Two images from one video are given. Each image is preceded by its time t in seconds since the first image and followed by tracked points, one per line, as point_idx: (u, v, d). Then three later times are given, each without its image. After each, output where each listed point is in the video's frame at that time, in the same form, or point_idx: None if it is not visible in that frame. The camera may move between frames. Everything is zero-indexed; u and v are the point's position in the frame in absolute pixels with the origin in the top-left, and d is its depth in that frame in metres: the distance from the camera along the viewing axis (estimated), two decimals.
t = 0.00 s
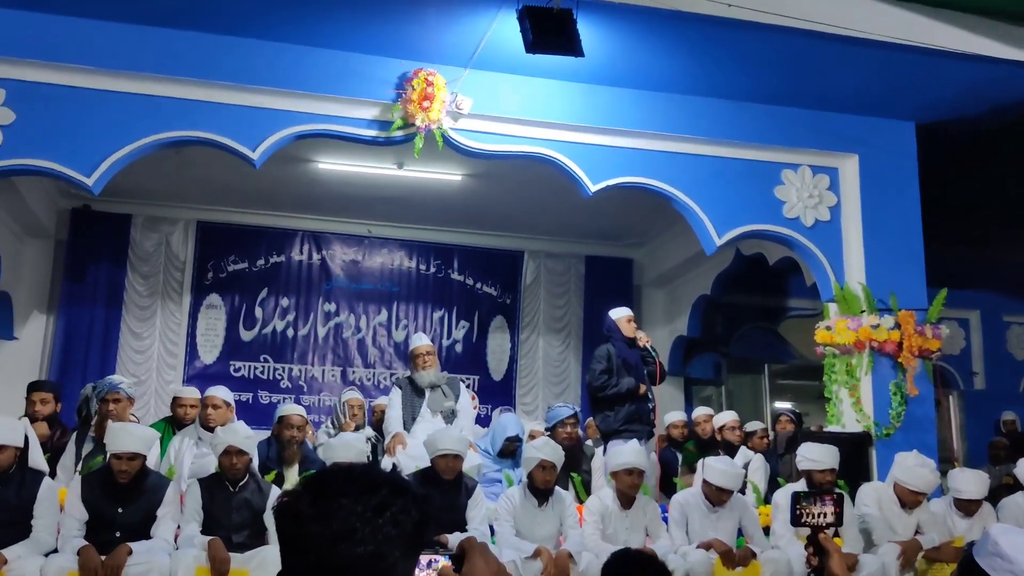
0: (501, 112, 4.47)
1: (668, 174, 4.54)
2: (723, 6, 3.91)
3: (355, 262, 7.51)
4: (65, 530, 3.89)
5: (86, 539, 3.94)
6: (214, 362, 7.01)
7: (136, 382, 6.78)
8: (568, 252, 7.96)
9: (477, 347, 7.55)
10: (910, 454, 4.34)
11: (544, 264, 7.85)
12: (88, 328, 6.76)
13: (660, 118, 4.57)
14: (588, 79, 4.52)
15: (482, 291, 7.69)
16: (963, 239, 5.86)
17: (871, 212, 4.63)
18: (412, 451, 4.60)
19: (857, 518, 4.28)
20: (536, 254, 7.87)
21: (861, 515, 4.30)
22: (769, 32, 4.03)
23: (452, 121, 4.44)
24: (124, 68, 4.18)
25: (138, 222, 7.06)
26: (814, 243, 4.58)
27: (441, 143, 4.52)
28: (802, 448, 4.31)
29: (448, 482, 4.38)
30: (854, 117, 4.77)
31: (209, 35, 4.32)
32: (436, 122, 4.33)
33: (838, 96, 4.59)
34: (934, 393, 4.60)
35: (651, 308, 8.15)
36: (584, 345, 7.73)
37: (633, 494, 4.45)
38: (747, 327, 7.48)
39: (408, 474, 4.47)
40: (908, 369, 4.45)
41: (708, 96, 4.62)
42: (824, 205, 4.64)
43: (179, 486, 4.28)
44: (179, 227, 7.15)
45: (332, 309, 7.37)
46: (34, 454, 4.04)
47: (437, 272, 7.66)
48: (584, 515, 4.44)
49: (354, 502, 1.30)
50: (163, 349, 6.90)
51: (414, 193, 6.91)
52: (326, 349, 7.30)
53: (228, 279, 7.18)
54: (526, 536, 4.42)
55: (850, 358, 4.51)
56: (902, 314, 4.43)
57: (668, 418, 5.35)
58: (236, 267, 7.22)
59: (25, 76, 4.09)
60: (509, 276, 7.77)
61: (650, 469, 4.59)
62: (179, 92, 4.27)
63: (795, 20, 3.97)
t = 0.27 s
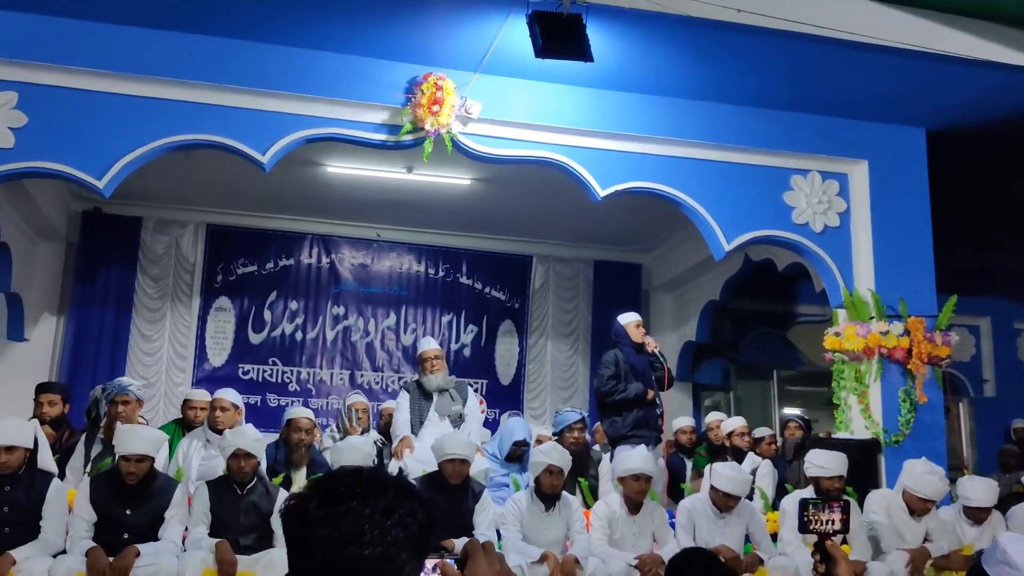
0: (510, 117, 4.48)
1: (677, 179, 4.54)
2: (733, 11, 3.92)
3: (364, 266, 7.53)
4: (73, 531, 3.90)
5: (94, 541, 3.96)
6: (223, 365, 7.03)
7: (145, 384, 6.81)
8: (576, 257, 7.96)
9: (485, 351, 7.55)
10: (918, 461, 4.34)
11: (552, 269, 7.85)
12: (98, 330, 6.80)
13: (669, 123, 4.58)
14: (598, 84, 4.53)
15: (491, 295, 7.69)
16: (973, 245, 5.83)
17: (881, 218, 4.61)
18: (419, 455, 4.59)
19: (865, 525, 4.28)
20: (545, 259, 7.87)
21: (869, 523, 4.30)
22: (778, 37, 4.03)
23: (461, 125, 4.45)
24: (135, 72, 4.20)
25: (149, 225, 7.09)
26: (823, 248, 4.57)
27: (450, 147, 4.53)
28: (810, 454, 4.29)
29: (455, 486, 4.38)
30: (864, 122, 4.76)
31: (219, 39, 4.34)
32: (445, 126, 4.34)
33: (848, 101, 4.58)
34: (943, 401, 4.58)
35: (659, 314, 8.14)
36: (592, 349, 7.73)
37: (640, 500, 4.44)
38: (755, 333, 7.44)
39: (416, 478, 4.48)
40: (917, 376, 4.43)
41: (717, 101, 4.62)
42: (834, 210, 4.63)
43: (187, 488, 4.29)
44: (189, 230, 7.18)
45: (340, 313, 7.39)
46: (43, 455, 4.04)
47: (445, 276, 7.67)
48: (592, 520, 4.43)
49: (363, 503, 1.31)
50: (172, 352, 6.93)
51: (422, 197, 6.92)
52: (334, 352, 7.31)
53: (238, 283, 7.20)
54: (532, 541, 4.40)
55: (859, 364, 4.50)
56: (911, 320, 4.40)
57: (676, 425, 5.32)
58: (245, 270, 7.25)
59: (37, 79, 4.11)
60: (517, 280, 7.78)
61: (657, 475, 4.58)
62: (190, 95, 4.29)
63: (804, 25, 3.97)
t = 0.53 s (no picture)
0: (517, 119, 4.48)
1: (685, 182, 4.53)
2: (740, 14, 3.92)
3: (370, 268, 7.54)
4: (80, 532, 3.90)
5: (101, 541, 3.97)
6: (230, 366, 7.05)
7: (152, 385, 6.82)
8: (583, 260, 7.96)
9: (491, 354, 7.56)
10: (925, 465, 4.34)
11: (559, 272, 7.85)
12: (106, 330, 6.80)
13: (676, 126, 4.57)
14: (605, 87, 4.53)
15: (497, 298, 7.69)
16: (980, 249, 5.81)
17: (888, 221, 4.59)
18: (425, 457, 4.58)
19: (872, 529, 4.25)
20: (552, 261, 7.87)
21: (876, 527, 4.28)
22: (785, 40, 4.03)
23: (468, 128, 4.46)
24: (143, 74, 4.22)
25: (156, 226, 7.11)
26: (830, 252, 4.55)
27: (457, 150, 4.54)
28: (817, 458, 4.29)
29: (461, 488, 4.38)
30: (871, 125, 4.75)
31: (227, 41, 4.36)
32: (452, 128, 4.36)
33: (855, 105, 4.57)
34: (950, 405, 4.57)
35: (666, 317, 8.13)
36: (598, 352, 7.72)
37: (646, 503, 4.44)
38: (762, 337, 7.43)
39: (421, 480, 4.47)
40: (924, 380, 4.44)
41: (724, 104, 4.61)
42: (841, 213, 4.61)
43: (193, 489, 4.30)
44: (197, 231, 7.20)
45: (347, 314, 7.39)
46: (50, 457, 4.12)
47: (452, 278, 7.67)
48: (597, 523, 4.42)
49: (368, 504, 1.33)
50: (180, 353, 6.94)
51: (429, 200, 6.94)
52: (340, 354, 7.32)
53: (244, 284, 7.21)
54: (538, 544, 4.40)
55: (866, 367, 4.48)
56: (918, 324, 4.42)
57: (682, 427, 5.34)
58: (253, 271, 7.26)
59: (46, 80, 4.13)
60: (524, 283, 7.78)
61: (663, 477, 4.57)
62: (197, 97, 4.30)
63: (812, 28, 3.97)
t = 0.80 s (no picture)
0: (522, 121, 4.48)
1: (688, 185, 4.53)
2: (744, 16, 3.91)
3: (374, 269, 7.54)
4: (85, 532, 3.93)
5: (105, 541, 3.98)
6: (234, 367, 7.05)
7: (157, 386, 6.84)
8: (587, 261, 7.96)
9: (495, 355, 7.56)
10: (929, 468, 4.33)
11: (562, 273, 7.85)
12: (110, 331, 6.84)
13: (681, 128, 4.57)
14: (610, 89, 4.52)
15: (501, 299, 7.69)
16: (986, 252, 5.79)
17: (894, 224, 4.58)
18: (429, 458, 4.58)
19: (875, 532, 4.25)
20: (555, 263, 7.87)
21: (879, 530, 4.27)
22: (790, 42, 4.02)
23: (472, 130, 4.46)
24: (149, 75, 4.22)
25: (161, 226, 7.12)
26: (834, 254, 4.54)
27: (461, 151, 4.54)
28: (820, 460, 4.29)
29: (464, 490, 4.38)
30: (877, 128, 4.73)
31: (233, 42, 4.36)
32: (456, 130, 4.36)
33: (861, 107, 4.56)
34: (954, 408, 4.55)
35: (669, 319, 8.11)
36: (602, 354, 7.72)
37: (649, 505, 4.43)
38: (764, 339, 7.46)
39: (425, 482, 4.50)
40: (928, 383, 4.41)
41: (729, 106, 4.61)
42: (845, 216, 4.60)
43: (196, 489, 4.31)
44: (201, 232, 7.21)
45: (351, 316, 7.40)
46: (55, 456, 4.14)
47: (456, 280, 7.68)
48: (600, 525, 4.42)
49: (365, 504, 1.33)
50: (184, 353, 6.95)
51: (433, 201, 6.94)
52: (344, 355, 7.32)
53: (249, 285, 7.22)
54: (541, 546, 4.40)
55: (870, 370, 4.47)
56: (923, 327, 4.38)
57: (686, 429, 5.29)
58: (257, 272, 7.27)
59: (51, 81, 4.14)
60: (527, 285, 7.78)
61: (667, 480, 4.57)
62: (202, 98, 4.30)
63: (817, 30, 3.96)
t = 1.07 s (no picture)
0: (529, 121, 4.48)
1: (695, 184, 4.52)
2: (753, 15, 3.90)
3: (381, 268, 7.55)
4: (92, 530, 3.94)
5: (112, 539, 3.99)
6: (241, 366, 7.08)
7: (164, 384, 6.85)
8: (594, 261, 7.96)
9: (501, 354, 7.57)
10: (937, 468, 4.32)
11: (569, 272, 7.85)
12: (118, 330, 6.83)
13: (689, 127, 4.56)
14: (617, 88, 4.52)
15: (508, 298, 7.70)
16: (994, 252, 5.77)
17: (901, 224, 4.56)
18: (436, 457, 4.58)
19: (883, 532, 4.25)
20: (562, 262, 7.87)
21: (886, 530, 4.26)
22: (799, 41, 4.02)
23: (479, 129, 4.46)
24: (157, 74, 4.23)
25: (169, 225, 7.14)
26: (841, 254, 4.53)
27: (468, 150, 4.55)
28: (828, 461, 4.29)
29: (470, 488, 4.38)
30: (885, 127, 4.72)
31: (241, 42, 4.37)
32: (464, 129, 4.37)
33: (869, 107, 4.55)
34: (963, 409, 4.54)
35: (676, 318, 8.15)
36: (609, 354, 7.71)
37: (656, 505, 4.43)
38: (771, 338, 7.42)
39: (431, 481, 4.48)
40: (936, 383, 4.41)
41: (737, 105, 4.60)
42: (853, 216, 4.58)
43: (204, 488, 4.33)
44: (209, 231, 7.22)
45: (358, 315, 7.41)
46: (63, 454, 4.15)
47: (462, 279, 7.69)
48: (607, 525, 4.42)
49: (373, 502, 1.25)
50: (191, 352, 6.97)
51: (440, 200, 6.95)
52: (351, 354, 7.33)
53: (256, 284, 7.25)
54: (547, 545, 4.41)
55: (877, 370, 4.47)
56: (930, 327, 4.38)
57: (692, 430, 5.27)
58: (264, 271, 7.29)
59: (60, 80, 4.15)
60: (534, 284, 7.78)
61: (673, 479, 4.57)
62: (210, 98, 4.31)
63: (825, 29, 3.95)
